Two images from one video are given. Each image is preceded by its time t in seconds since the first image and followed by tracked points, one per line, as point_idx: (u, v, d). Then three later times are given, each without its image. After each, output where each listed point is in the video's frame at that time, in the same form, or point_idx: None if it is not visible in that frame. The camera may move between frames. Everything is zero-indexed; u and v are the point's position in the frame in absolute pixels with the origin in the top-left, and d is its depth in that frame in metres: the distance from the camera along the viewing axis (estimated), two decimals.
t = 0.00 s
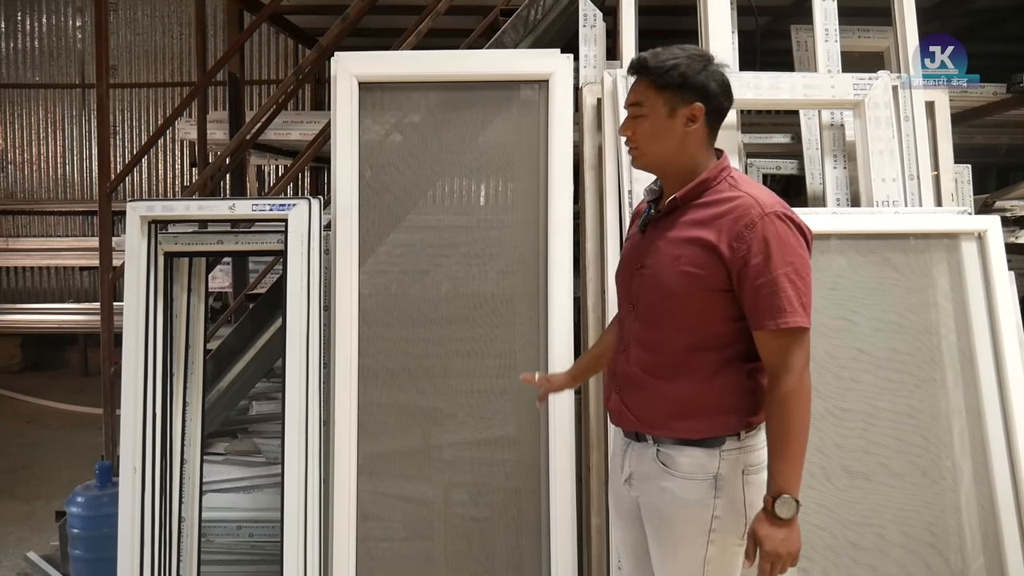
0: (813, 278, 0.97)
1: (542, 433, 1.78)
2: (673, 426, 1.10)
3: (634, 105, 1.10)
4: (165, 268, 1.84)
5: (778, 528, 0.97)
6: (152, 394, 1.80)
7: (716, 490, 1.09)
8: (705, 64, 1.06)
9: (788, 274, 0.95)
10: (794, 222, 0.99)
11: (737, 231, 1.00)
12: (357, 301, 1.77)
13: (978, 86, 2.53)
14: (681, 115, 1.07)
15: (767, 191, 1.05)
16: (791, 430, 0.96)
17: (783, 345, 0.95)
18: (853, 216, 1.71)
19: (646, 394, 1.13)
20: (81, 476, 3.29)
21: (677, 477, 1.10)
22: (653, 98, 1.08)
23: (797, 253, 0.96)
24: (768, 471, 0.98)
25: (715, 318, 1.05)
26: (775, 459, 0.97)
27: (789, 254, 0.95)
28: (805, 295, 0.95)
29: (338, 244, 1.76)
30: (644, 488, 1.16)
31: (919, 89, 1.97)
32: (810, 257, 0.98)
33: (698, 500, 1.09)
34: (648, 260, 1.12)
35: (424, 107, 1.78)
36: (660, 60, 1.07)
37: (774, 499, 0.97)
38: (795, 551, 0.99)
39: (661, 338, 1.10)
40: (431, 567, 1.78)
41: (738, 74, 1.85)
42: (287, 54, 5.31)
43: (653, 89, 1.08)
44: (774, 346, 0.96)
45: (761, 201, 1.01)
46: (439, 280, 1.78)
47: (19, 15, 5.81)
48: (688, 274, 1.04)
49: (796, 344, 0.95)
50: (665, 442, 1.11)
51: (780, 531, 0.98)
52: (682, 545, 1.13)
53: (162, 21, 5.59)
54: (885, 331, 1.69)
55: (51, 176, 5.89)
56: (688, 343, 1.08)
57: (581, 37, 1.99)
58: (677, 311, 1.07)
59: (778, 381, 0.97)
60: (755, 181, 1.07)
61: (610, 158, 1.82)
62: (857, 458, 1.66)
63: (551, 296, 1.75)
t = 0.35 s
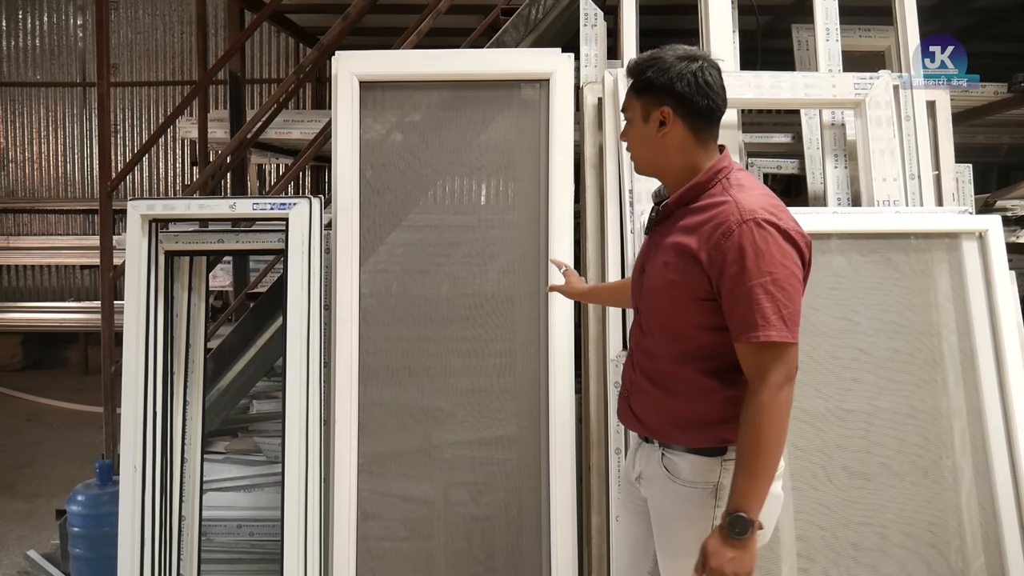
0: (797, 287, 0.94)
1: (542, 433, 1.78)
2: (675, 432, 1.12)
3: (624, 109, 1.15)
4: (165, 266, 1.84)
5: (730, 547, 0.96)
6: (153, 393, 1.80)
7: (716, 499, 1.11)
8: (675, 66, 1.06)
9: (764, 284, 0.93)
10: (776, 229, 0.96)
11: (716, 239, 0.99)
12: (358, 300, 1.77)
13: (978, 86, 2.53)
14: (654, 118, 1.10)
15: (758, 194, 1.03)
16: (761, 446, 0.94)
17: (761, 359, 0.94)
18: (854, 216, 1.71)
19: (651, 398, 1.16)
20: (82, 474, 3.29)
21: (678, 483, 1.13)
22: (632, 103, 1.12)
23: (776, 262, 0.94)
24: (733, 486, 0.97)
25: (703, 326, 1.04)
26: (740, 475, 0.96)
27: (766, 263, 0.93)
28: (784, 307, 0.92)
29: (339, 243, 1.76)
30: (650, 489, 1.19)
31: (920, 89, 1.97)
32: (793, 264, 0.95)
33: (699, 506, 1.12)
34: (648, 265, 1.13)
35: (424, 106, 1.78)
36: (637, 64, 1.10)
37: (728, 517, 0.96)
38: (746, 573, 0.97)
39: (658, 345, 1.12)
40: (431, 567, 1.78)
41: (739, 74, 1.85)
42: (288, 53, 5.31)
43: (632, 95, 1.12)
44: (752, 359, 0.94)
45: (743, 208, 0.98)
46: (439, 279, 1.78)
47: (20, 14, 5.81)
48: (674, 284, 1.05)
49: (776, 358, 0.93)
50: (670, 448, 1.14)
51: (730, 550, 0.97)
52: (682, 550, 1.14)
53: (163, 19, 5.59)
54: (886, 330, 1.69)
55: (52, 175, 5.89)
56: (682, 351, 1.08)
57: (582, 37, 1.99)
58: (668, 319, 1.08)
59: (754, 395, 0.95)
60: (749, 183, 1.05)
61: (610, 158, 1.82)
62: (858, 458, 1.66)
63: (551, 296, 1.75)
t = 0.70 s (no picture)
0: (788, 292, 0.94)
1: (542, 433, 1.78)
2: (677, 435, 1.12)
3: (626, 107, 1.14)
4: (165, 267, 1.84)
5: (695, 543, 0.97)
6: (153, 394, 1.80)
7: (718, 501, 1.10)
8: (678, 64, 1.06)
9: (753, 288, 0.92)
10: (769, 232, 0.96)
11: (709, 242, 0.99)
12: (358, 301, 1.77)
13: (979, 86, 2.53)
14: (656, 116, 1.10)
15: (752, 195, 1.02)
16: (739, 447, 0.94)
17: (750, 363, 0.93)
18: (854, 216, 1.71)
19: (652, 401, 1.16)
20: (82, 474, 3.30)
21: (681, 485, 1.12)
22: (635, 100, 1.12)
23: (768, 266, 0.93)
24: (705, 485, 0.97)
25: (698, 329, 1.04)
26: (714, 474, 0.96)
27: (756, 267, 0.93)
28: (773, 311, 0.92)
29: (339, 244, 1.76)
30: (655, 489, 1.19)
31: (921, 89, 1.97)
32: (786, 267, 0.95)
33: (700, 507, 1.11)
34: (647, 267, 1.13)
35: (424, 106, 1.78)
36: (640, 61, 1.09)
37: (698, 514, 0.96)
38: (705, 571, 0.98)
39: (658, 348, 1.12)
40: (431, 567, 1.78)
41: (739, 74, 1.85)
42: (288, 54, 5.31)
43: (636, 92, 1.11)
44: (740, 362, 0.94)
45: (736, 211, 0.98)
46: (439, 279, 1.78)
47: (20, 15, 5.82)
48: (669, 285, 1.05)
49: (764, 362, 0.93)
50: (673, 450, 1.14)
51: (694, 546, 0.98)
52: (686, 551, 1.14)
53: (163, 20, 5.59)
54: (886, 330, 1.69)
55: (52, 176, 5.89)
56: (680, 354, 1.08)
57: (582, 37, 1.99)
58: (665, 322, 1.08)
59: (739, 398, 0.95)
60: (745, 185, 1.05)
61: (610, 158, 1.82)
62: (858, 458, 1.66)
63: (551, 297, 1.75)
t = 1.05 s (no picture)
0: (801, 280, 0.95)
1: (543, 433, 1.77)
2: (677, 436, 1.12)
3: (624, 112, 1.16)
4: (165, 267, 1.83)
5: (770, 547, 0.97)
6: (153, 394, 1.79)
7: (717, 502, 1.10)
8: (674, 63, 1.07)
9: (767, 279, 0.94)
10: (779, 223, 0.97)
11: (719, 236, 1.00)
12: (358, 301, 1.77)
13: (979, 86, 2.53)
14: (654, 115, 1.10)
15: (758, 189, 1.04)
16: (784, 443, 0.94)
17: (769, 354, 0.94)
18: (854, 216, 1.71)
19: (652, 402, 1.15)
20: (82, 474, 3.30)
21: (680, 487, 1.12)
22: (632, 104, 1.13)
23: (781, 256, 0.95)
24: (762, 486, 0.97)
25: (705, 325, 1.05)
26: (766, 475, 0.96)
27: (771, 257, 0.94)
28: (790, 300, 0.94)
29: (339, 243, 1.76)
30: (651, 492, 1.18)
31: (922, 89, 1.96)
32: (798, 257, 0.96)
33: (699, 509, 1.11)
34: (648, 265, 1.13)
35: (425, 106, 1.78)
36: (637, 62, 1.11)
37: (765, 519, 0.97)
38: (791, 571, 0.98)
39: (659, 345, 1.12)
40: (431, 567, 1.78)
41: (739, 74, 1.85)
42: (289, 54, 5.31)
43: (632, 95, 1.13)
44: (763, 354, 0.95)
45: (745, 202, 0.99)
46: (440, 279, 1.78)
47: (21, 15, 5.82)
48: (676, 279, 1.05)
49: (785, 352, 0.94)
50: (671, 451, 1.13)
51: (771, 551, 0.98)
52: (683, 554, 1.13)
53: (164, 20, 5.59)
54: (886, 330, 1.69)
55: (53, 175, 5.89)
56: (683, 351, 1.08)
57: (582, 37, 1.99)
58: (670, 319, 1.08)
59: (767, 391, 0.95)
60: (749, 180, 1.07)
61: (611, 157, 1.82)
62: (858, 458, 1.66)
63: (551, 297, 1.75)
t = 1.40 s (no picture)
0: (811, 269, 0.95)
1: (544, 431, 1.77)
2: (684, 431, 1.10)
3: (664, 92, 1.08)
4: (166, 265, 1.83)
5: (731, 524, 0.94)
6: (154, 393, 1.79)
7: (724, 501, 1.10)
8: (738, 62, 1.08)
9: (780, 264, 0.93)
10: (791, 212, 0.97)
11: (731, 223, 0.99)
12: (360, 299, 1.77)
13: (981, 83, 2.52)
14: (713, 111, 1.09)
15: (767, 180, 1.04)
16: (769, 426, 0.93)
17: (773, 340, 0.94)
18: (856, 213, 1.71)
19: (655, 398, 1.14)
20: (84, 473, 3.30)
21: (685, 487, 1.12)
22: (690, 88, 1.07)
23: (793, 243, 0.94)
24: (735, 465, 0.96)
25: (713, 315, 1.04)
26: (744, 454, 0.95)
27: (783, 243, 0.93)
28: (799, 287, 0.93)
29: (340, 242, 1.75)
30: (653, 493, 1.18)
31: (924, 89, 1.97)
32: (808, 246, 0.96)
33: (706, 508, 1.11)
34: (653, 260, 1.12)
35: (427, 104, 1.78)
36: (695, 51, 1.07)
37: (732, 494, 0.94)
38: (744, 555, 0.95)
39: (665, 340, 1.10)
40: (433, 565, 1.78)
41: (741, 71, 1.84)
42: (289, 52, 5.31)
43: (689, 79, 1.07)
44: (764, 341, 0.94)
45: (757, 191, 0.99)
46: (441, 277, 1.78)
47: (22, 14, 5.82)
48: (685, 270, 1.04)
49: (788, 338, 0.94)
50: (677, 450, 1.12)
51: (730, 528, 0.94)
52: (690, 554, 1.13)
53: (165, 19, 5.59)
54: (888, 328, 1.69)
55: (54, 175, 5.89)
56: (690, 344, 1.07)
57: (583, 34, 1.99)
58: (677, 311, 1.07)
59: (764, 377, 0.95)
60: (757, 172, 1.07)
61: (613, 155, 1.81)
62: (860, 456, 1.66)
63: (553, 294, 1.75)
